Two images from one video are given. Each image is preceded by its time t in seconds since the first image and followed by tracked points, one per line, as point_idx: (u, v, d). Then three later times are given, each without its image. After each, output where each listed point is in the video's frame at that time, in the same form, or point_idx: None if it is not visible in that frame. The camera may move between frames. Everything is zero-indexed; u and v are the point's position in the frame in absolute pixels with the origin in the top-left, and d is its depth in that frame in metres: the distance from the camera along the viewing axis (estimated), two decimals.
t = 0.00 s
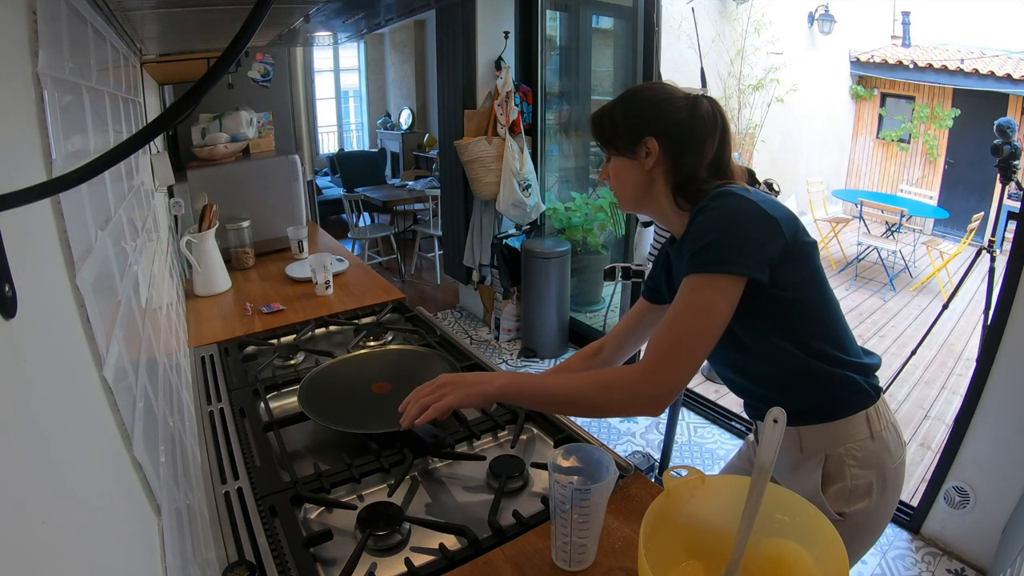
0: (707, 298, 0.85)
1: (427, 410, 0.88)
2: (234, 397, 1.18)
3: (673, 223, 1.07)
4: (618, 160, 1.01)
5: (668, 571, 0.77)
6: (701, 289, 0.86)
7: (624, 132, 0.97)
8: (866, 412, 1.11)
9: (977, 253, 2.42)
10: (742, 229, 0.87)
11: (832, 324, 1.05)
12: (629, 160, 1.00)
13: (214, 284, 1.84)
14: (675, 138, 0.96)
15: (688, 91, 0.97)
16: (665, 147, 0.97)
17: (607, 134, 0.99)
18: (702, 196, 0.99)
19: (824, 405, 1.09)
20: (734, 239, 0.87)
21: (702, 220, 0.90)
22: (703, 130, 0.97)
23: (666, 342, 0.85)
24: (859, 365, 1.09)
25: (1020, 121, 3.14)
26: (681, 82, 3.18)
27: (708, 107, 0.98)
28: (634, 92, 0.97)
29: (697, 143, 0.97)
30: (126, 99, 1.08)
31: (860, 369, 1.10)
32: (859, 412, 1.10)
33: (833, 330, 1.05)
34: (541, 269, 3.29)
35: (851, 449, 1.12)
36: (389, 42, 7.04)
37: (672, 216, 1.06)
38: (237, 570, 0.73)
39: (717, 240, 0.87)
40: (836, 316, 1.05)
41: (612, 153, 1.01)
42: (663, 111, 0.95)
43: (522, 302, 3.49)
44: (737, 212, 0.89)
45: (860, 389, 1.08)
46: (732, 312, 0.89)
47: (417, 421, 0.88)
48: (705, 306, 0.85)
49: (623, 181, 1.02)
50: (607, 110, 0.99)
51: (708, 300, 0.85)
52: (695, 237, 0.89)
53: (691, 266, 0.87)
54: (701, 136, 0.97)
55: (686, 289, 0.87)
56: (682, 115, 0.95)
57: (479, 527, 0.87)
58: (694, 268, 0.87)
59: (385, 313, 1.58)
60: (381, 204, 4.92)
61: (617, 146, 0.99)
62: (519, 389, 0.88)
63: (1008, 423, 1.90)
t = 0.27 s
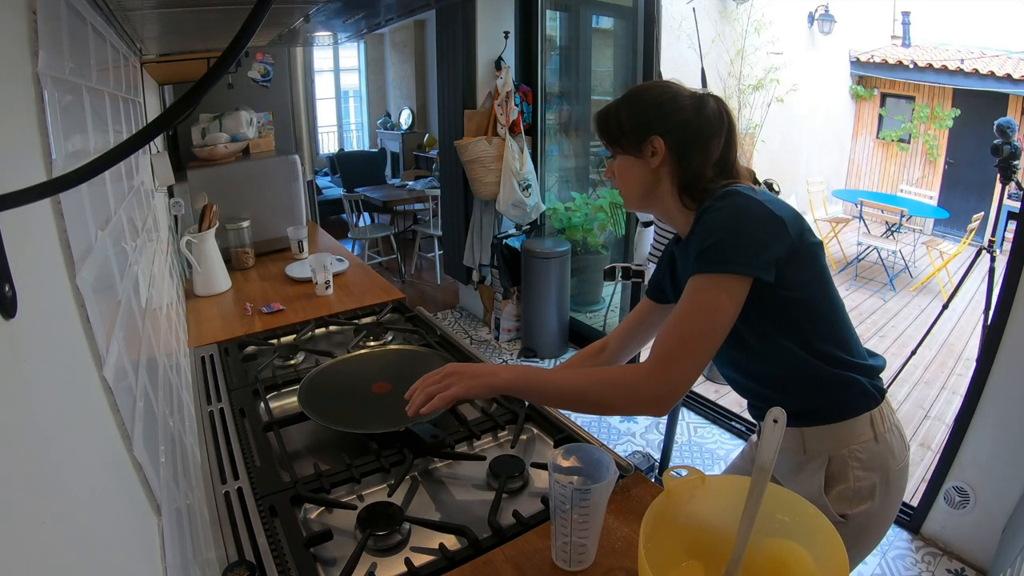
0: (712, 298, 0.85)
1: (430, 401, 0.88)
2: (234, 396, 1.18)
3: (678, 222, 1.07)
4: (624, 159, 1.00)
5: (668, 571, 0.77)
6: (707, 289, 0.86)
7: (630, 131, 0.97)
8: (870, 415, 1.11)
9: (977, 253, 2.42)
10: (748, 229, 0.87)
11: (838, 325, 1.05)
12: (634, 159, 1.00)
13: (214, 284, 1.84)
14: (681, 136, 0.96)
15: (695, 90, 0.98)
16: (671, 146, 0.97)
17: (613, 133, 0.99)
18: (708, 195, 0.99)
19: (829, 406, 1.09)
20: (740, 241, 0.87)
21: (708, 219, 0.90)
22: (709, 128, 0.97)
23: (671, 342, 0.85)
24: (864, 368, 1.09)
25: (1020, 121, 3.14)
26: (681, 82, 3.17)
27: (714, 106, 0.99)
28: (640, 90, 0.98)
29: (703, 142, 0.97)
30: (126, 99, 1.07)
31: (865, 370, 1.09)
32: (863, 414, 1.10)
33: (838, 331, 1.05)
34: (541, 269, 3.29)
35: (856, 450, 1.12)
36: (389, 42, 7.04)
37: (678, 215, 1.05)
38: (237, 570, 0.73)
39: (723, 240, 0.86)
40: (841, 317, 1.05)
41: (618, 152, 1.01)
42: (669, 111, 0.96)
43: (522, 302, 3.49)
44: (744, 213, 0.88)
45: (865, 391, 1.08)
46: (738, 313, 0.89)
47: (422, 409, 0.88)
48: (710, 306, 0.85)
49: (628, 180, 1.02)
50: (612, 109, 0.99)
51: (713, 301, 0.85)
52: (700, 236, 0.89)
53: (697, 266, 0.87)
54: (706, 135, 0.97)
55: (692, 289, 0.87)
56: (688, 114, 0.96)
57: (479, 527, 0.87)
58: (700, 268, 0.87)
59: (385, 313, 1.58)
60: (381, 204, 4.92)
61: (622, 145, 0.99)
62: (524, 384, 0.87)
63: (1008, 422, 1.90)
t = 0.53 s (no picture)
0: (727, 298, 0.85)
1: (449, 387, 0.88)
2: (234, 396, 1.18)
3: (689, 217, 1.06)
4: (638, 150, 0.99)
5: (668, 571, 0.77)
6: (722, 289, 0.86)
7: (647, 122, 0.96)
8: (877, 417, 1.11)
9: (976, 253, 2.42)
10: (764, 229, 0.87)
11: (848, 326, 1.04)
12: (650, 151, 0.99)
13: (214, 284, 1.84)
14: (698, 129, 0.96)
15: (712, 83, 0.98)
16: (688, 138, 0.97)
17: (627, 123, 0.98)
18: (723, 190, 1.00)
19: (837, 407, 1.09)
20: (756, 241, 0.86)
21: (725, 218, 0.89)
22: (726, 122, 0.98)
23: (687, 341, 0.85)
24: (872, 369, 1.09)
25: (1020, 121, 3.14)
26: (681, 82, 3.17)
27: (730, 100, 0.99)
28: (656, 81, 0.97)
29: (720, 136, 0.98)
30: (126, 99, 1.08)
31: (873, 372, 1.10)
32: (870, 416, 1.10)
33: (847, 332, 1.05)
34: (541, 269, 3.29)
35: (862, 453, 1.12)
36: (389, 42, 7.04)
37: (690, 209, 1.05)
38: (237, 570, 0.73)
39: (738, 240, 0.86)
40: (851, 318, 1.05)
41: (632, 143, 0.99)
42: (686, 102, 0.95)
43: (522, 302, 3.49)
44: (760, 212, 0.88)
45: (872, 393, 1.09)
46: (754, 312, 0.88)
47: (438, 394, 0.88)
48: (725, 306, 0.85)
49: (643, 172, 1.01)
50: (627, 99, 0.98)
51: (728, 301, 0.85)
52: (717, 236, 0.89)
53: (712, 265, 0.87)
54: (725, 128, 0.98)
55: (707, 288, 0.87)
56: (706, 106, 0.96)
57: (479, 527, 0.87)
58: (715, 267, 0.87)
59: (385, 313, 1.58)
60: (381, 204, 4.92)
61: (638, 136, 0.98)
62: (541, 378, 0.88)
63: (1008, 422, 1.90)
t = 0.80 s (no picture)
0: (768, 291, 0.86)
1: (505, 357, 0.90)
2: (234, 396, 1.18)
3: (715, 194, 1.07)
4: (672, 121, 0.98)
5: (668, 571, 0.77)
6: (763, 283, 0.86)
7: (686, 92, 0.95)
8: (886, 418, 1.11)
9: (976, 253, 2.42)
10: (803, 219, 0.87)
11: (867, 326, 1.04)
12: (686, 123, 0.97)
13: (214, 284, 1.84)
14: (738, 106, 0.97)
15: (751, 58, 0.99)
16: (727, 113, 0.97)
17: (663, 92, 0.97)
18: (758, 170, 0.99)
19: (848, 407, 1.09)
20: (797, 235, 0.86)
21: (764, 209, 0.89)
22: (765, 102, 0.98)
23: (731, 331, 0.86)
24: (886, 372, 1.09)
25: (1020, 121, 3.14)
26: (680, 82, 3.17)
27: (769, 77, 1.00)
28: (695, 52, 0.97)
29: (759, 115, 0.98)
30: (126, 99, 1.08)
31: (885, 374, 1.09)
32: (878, 417, 1.10)
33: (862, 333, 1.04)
34: (541, 269, 3.29)
35: (869, 452, 1.12)
36: (389, 42, 7.04)
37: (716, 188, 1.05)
38: (237, 570, 0.73)
39: (779, 235, 0.86)
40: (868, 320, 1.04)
41: (666, 113, 0.98)
42: (726, 76, 0.96)
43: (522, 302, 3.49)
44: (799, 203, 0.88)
45: (882, 395, 1.08)
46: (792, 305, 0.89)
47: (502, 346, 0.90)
48: (768, 299, 0.86)
49: (674, 143, 0.99)
50: (664, 67, 0.97)
51: (769, 295, 0.86)
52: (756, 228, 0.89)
53: (752, 259, 0.88)
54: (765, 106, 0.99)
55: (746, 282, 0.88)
56: (745, 82, 0.96)
57: (479, 527, 0.87)
58: (756, 263, 0.87)
59: (385, 313, 1.58)
60: (381, 204, 4.92)
61: (675, 107, 0.97)
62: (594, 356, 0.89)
63: (1008, 422, 1.90)
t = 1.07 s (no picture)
0: (831, 278, 0.87)
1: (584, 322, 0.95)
2: (234, 396, 1.18)
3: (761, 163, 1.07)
4: (726, 86, 0.96)
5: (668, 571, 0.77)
6: (823, 269, 0.87)
7: (744, 58, 0.93)
8: (891, 417, 1.11)
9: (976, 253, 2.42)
10: (866, 206, 0.87)
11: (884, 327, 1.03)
12: (741, 89, 0.96)
13: (214, 284, 1.84)
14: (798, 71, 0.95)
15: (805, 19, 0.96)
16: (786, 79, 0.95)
17: (719, 53, 0.94)
18: (815, 139, 0.99)
19: (858, 404, 1.08)
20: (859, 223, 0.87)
21: (825, 195, 0.89)
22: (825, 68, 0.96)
23: (796, 316, 0.87)
24: (897, 374, 1.09)
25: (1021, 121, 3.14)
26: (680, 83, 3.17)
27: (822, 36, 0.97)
28: (748, 10, 0.94)
29: (818, 81, 0.96)
30: (126, 99, 1.07)
31: (894, 375, 1.09)
32: (884, 416, 1.10)
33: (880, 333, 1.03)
34: (541, 269, 3.29)
35: (870, 450, 1.12)
36: (389, 42, 7.04)
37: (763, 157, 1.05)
38: (237, 570, 0.73)
39: (841, 222, 0.87)
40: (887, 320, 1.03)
41: (719, 77, 0.96)
42: (782, 39, 0.93)
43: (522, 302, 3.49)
44: (863, 189, 0.88)
45: (891, 395, 1.08)
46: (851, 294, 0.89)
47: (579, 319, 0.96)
48: (830, 286, 0.87)
49: (727, 109, 0.97)
50: (716, 29, 0.95)
51: (831, 282, 0.87)
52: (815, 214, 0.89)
53: (811, 245, 0.88)
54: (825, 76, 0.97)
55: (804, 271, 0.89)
56: (800, 45, 0.94)
57: (479, 527, 0.87)
58: (814, 249, 0.88)
59: (385, 313, 1.58)
60: (381, 204, 4.92)
61: (732, 72, 0.94)
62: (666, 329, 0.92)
63: (1008, 422, 1.90)
